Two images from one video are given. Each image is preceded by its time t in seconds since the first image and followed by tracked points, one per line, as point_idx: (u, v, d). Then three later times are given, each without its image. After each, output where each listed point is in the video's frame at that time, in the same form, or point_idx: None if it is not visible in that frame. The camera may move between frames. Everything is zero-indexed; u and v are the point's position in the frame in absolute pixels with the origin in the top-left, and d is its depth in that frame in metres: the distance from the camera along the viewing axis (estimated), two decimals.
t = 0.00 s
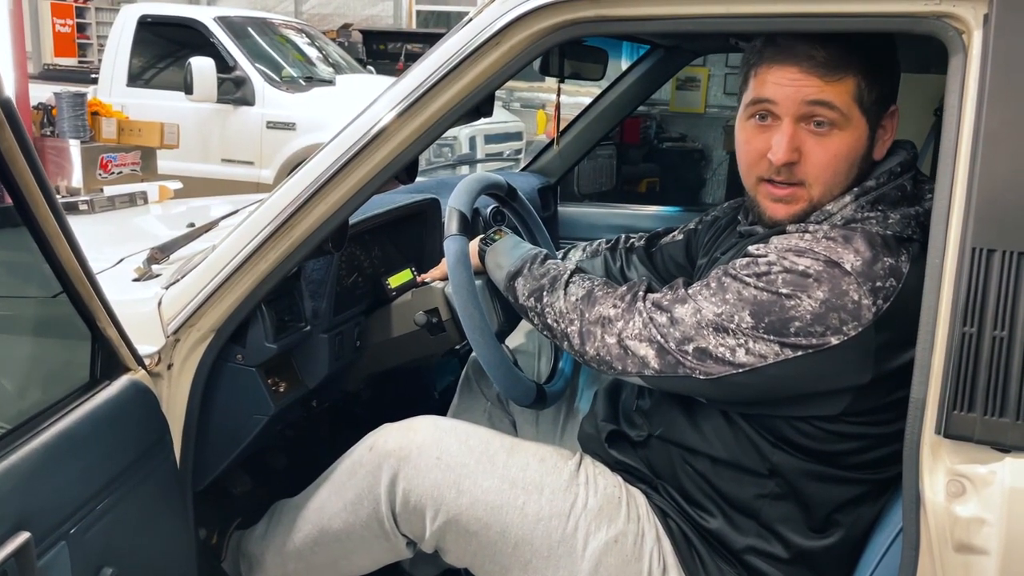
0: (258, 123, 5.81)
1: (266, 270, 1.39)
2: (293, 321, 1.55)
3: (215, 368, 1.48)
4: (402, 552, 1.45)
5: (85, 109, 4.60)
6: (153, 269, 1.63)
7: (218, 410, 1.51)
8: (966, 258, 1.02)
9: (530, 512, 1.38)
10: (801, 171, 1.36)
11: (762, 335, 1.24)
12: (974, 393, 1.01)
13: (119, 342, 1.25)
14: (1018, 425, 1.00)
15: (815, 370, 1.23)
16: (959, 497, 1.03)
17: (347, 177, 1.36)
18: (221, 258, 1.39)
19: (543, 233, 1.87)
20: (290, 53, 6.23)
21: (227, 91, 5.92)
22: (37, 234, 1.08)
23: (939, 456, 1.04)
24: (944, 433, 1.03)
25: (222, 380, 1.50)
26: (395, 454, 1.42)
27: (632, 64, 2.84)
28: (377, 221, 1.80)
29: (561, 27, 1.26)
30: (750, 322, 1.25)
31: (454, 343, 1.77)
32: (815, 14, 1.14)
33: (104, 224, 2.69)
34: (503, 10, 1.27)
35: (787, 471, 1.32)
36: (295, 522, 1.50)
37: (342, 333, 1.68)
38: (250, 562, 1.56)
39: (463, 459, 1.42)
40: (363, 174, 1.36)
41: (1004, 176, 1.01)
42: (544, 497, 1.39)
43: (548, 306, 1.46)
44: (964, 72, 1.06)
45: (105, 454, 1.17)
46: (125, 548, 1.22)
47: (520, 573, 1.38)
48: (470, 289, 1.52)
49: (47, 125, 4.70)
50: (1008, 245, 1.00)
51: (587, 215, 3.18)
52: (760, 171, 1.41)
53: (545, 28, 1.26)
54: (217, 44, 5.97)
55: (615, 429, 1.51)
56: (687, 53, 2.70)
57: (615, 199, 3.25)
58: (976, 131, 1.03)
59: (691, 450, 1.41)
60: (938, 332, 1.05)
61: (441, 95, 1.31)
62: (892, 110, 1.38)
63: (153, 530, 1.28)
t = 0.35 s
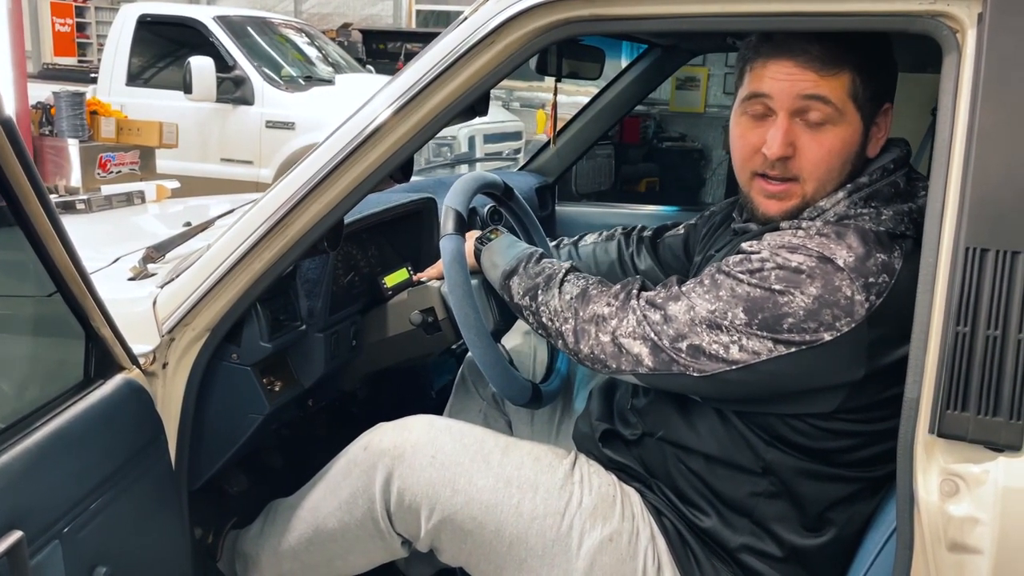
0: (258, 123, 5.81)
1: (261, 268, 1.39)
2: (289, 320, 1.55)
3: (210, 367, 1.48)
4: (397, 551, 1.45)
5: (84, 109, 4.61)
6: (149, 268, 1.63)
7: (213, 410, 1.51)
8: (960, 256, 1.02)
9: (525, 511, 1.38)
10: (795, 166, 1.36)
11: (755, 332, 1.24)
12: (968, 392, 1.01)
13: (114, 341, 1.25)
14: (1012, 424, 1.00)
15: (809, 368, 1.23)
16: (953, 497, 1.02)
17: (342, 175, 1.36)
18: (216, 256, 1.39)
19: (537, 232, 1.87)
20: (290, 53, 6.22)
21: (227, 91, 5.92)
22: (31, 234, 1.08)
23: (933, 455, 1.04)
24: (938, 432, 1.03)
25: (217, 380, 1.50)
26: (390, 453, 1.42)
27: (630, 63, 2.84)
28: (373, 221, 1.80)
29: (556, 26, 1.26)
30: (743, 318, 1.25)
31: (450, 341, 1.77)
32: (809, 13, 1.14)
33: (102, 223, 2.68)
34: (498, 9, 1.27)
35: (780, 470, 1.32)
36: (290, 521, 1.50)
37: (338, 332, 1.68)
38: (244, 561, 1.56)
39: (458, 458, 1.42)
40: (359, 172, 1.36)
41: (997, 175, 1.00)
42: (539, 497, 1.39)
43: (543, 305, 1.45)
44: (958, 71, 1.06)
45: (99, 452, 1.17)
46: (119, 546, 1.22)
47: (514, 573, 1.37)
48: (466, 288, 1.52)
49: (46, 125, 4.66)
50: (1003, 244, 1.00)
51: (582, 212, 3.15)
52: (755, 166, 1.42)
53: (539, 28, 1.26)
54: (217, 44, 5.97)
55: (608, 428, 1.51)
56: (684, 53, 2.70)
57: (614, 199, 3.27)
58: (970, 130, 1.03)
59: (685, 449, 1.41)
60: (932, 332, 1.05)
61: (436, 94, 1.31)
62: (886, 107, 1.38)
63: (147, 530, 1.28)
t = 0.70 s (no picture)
0: (258, 122, 5.81)
1: (254, 267, 1.39)
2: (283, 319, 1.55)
3: (203, 366, 1.48)
4: (390, 544, 1.46)
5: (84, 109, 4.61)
6: (143, 267, 1.63)
7: (207, 409, 1.51)
8: (951, 256, 1.02)
9: (519, 503, 1.37)
10: (790, 168, 1.36)
11: (752, 348, 1.24)
12: (959, 391, 1.01)
13: (106, 339, 1.25)
14: (1002, 423, 1.00)
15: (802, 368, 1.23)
16: (944, 496, 1.02)
17: (335, 174, 1.36)
18: (209, 255, 1.39)
19: (531, 228, 1.87)
20: (291, 52, 6.22)
21: (227, 90, 5.92)
22: (20, 232, 1.08)
23: (924, 454, 1.04)
24: (929, 431, 1.03)
25: (211, 378, 1.49)
26: (386, 443, 1.43)
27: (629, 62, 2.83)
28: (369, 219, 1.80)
29: (548, 24, 1.26)
30: (739, 335, 1.24)
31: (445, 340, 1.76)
32: (801, 11, 1.13)
33: (101, 222, 2.68)
34: (491, 7, 1.27)
35: (771, 471, 1.32)
36: (284, 520, 1.50)
37: (332, 331, 1.68)
38: (239, 559, 1.56)
39: (452, 451, 1.42)
40: (352, 170, 1.36)
41: (988, 174, 1.00)
42: (532, 491, 1.38)
43: (542, 340, 1.45)
44: (949, 69, 1.06)
45: (91, 450, 1.17)
46: (112, 544, 1.22)
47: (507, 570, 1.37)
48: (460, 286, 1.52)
49: (46, 124, 4.67)
50: (994, 243, 1.00)
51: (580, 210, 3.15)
52: (753, 167, 1.42)
53: (531, 27, 1.26)
54: (217, 43, 5.97)
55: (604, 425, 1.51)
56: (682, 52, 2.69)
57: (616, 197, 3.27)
58: (962, 129, 1.03)
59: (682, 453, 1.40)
60: (923, 331, 1.05)
61: (429, 93, 1.31)
62: (887, 108, 1.37)
63: (139, 529, 1.28)
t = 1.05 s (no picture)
0: (261, 122, 5.82)
1: (250, 265, 1.39)
2: (280, 317, 1.56)
3: (199, 364, 1.48)
4: (386, 549, 1.46)
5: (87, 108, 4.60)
6: (140, 264, 1.63)
7: (204, 407, 1.51)
8: (945, 255, 1.02)
9: (513, 510, 1.37)
10: (796, 167, 1.35)
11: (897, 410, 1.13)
12: (952, 390, 1.01)
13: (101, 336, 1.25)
14: (996, 422, 0.99)
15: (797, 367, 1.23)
16: (937, 495, 1.02)
17: (332, 171, 1.36)
18: (205, 253, 1.39)
19: (530, 227, 1.88)
20: (293, 52, 6.22)
21: (230, 90, 5.93)
22: (14, 230, 1.08)
23: (918, 453, 1.04)
24: (923, 430, 1.02)
25: (207, 376, 1.50)
26: (379, 450, 1.43)
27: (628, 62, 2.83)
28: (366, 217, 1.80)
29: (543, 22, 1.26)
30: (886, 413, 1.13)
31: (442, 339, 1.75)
32: (795, 10, 1.13)
33: (102, 221, 2.68)
34: (486, 5, 1.27)
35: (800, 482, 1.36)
36: (280, 518, 1.50)
37: (329, 329, 1.68)
38: (236, 557, 1.56)
39: (446, 458, 1.41)
40: (348, 168, 1.36)
41: (982, 173, 1.00)
42: (525, 496, 1.38)
43: (701, 543, 1.26)
44: (944, 68, 1.05)
45: (86, 448, 1.17)
46: (106, 542, 1.22)
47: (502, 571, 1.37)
48: (455, 286, 1.52)
49: (48, 122, 4.68)
50: (988, 241, 1.00)
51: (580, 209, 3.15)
52: (757, 166, 1.41)
53: (526, 25, 1.26)
54: (220, 43, 5.97)
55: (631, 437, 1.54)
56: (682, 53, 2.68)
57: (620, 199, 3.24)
58: (956, 127, 1.03)
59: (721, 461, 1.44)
60: (917, 329, 1.04)
61: (425, 91, 1.31)
62: (890, 107, 1.38)
63: (133, 527, 1.28)
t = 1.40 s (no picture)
0: (264, 122, 5.83)
1: (247, 263, 1.40)
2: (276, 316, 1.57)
3: (197, 363, 1.49)
4: (379, 558, 1.46)
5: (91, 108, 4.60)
6: (138, 263, 1.64)
7: (201, 405, 1.52)
8: (935, 254, 1.02)
9: (504, 523, 1.38)
10: (794, 178, 1.35)
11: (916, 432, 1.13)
12: (943, 389, 1.01)
13: (98, 334, 1.26)
14: (986, 421, 0.99)
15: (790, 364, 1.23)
16: (928, 494, 1.02)
17: (328, 170, 1.37)
18: (202, 252, 1.40)
19: (526, 226, 1.89)
20: (297, 52, 6.23)
21: (233, 89, 5.94)
22: (12, 229, 1.09)
23: (909, 451, 1.04)
24: (913, 428, 1.03)
25: (204, 375, 1.51)
26: (371, 463, 1.43)
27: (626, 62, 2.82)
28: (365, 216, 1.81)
29: (538, 22, 1.26)
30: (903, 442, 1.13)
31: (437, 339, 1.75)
32: (787, 10, 1.14)
33: (105, 220, 2.70)
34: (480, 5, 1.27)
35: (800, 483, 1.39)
36: (276, 516, 1.51)
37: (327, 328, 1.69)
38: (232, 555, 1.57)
39: (437, 472, 1.42)
40: (345, 167, 1.37)
41: (973, 173, 1.00)
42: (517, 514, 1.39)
43: None
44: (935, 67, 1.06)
45: (80, 445, 1.18)
46: (101, 538, 1.23)
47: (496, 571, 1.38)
48: (454, 290, 1.53)
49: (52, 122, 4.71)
50: (978, 240, 1.00)
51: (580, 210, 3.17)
52: (753, 180, 1.41)
53: (520, 24, 1.26)
54: (224, 43, 5.98)
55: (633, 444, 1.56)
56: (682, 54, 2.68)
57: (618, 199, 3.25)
58: (947, 126, 1.03)
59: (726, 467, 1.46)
60: (909, 327, 1.05)
61: (420, 91, 1.32)
62: (884, 105, 1.38)
63: (129, 523, 1.29)
